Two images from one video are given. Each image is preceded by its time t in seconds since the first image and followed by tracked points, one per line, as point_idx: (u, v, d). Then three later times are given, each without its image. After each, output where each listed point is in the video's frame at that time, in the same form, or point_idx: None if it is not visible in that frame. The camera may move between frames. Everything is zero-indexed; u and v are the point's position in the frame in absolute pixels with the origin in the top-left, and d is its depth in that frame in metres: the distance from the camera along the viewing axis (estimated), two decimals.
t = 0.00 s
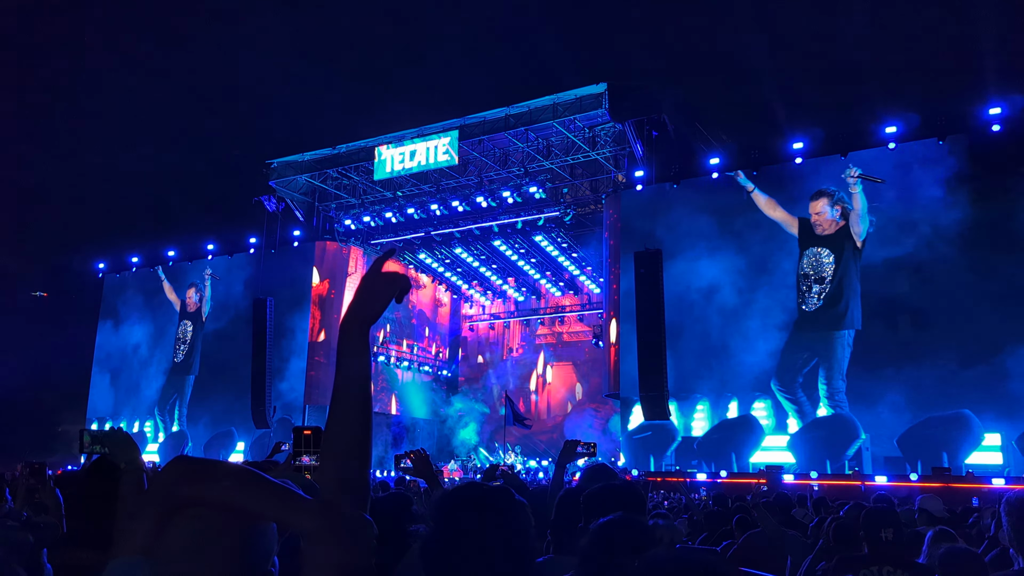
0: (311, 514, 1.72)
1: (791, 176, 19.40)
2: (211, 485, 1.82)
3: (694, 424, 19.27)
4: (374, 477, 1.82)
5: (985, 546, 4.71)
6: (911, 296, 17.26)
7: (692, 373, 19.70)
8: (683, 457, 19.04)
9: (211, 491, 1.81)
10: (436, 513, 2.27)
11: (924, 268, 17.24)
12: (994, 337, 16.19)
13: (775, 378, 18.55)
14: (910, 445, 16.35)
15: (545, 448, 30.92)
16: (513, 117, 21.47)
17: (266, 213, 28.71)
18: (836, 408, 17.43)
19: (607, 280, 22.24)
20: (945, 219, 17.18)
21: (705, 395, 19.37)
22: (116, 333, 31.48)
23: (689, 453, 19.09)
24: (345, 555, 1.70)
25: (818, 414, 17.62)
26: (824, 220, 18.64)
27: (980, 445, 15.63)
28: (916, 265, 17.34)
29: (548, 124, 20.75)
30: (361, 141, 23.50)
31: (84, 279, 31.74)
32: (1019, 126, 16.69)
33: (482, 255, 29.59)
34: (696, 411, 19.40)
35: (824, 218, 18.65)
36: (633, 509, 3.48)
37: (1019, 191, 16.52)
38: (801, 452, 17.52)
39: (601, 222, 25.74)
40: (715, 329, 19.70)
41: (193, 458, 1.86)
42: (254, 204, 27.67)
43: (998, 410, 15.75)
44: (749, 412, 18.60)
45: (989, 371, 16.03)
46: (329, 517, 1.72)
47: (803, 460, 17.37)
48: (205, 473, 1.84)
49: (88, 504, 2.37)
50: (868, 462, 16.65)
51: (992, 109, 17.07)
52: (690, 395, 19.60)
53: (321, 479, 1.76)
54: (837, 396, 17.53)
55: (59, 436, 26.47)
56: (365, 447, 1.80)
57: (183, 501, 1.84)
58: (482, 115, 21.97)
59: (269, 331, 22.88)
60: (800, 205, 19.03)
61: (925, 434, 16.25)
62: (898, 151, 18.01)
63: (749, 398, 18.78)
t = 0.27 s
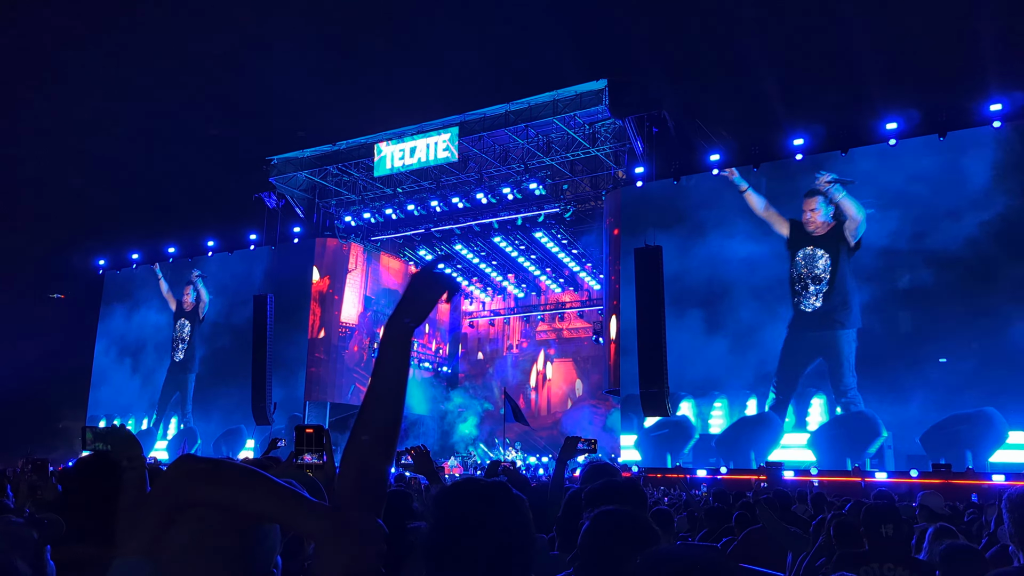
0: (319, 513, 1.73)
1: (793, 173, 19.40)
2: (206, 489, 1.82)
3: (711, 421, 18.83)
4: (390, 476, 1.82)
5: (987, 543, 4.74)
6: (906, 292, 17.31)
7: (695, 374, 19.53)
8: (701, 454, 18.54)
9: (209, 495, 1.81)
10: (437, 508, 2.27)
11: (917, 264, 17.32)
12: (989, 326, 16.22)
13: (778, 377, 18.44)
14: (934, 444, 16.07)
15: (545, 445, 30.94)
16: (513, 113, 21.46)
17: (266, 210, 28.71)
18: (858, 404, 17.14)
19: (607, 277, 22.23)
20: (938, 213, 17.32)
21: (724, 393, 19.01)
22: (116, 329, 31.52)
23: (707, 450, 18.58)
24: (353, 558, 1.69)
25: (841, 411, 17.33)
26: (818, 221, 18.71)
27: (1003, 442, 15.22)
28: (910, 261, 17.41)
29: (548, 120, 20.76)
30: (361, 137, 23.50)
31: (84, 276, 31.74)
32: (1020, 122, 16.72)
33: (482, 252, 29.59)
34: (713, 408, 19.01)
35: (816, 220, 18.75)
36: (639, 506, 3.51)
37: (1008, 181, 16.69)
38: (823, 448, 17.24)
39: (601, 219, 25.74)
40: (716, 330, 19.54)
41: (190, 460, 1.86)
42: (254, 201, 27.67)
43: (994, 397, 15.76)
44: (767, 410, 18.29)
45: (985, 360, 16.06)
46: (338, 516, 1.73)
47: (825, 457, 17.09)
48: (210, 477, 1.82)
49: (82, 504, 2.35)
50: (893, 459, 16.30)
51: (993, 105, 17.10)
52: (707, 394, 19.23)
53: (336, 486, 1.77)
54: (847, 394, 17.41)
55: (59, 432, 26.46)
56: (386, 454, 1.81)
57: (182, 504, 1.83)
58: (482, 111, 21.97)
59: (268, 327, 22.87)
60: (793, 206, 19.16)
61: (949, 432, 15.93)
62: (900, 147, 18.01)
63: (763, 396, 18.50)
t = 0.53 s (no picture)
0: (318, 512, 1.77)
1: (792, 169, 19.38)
2: (214, 481, 1.88)
3: (730, 417, 18.51)
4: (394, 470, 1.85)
5: (985, 535, 4.77)
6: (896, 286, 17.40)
7: (692, 369, 19.52)
8: (721, 450, 18.19)
9: (218, 488, 1.86)
10: (437, 503, 2.27)
11: (907, 257, 17.37)
12: (978, 320, 16.31)
13: (779, 376, 18.34)
14: (957, 439, 15.65)
15: (545, 441, 30.97)
16: (513, 109, 21.44)
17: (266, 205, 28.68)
18: (884, 401, 16.76)
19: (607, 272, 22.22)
20: (930, 208, 17.35)
21: (743, 388, 18.68)
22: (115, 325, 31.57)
23: (726, 445, 18.24)
24: (348, 552, 1.72)
25: (863, 406, 16.95)
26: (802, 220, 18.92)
27: None
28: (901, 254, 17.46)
29: (548, 116, 20.74)
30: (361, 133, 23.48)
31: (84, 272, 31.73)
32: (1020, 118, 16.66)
33: (482, 248, 29.58)
34: (732, 403, 18.69)
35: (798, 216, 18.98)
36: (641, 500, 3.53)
37: (997, 175, 16.72)
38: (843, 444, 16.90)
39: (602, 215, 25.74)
40: (715, 326, 19.52)
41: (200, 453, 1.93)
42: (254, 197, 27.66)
43: (982, 391, 15.86)
44: (788, 406, 17.94)
45: (972, 354, 16.15)
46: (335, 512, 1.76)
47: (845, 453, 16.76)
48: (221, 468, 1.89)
49: (87, 507, 2.35)
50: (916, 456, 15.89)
51: (993, 101, 17.02)
52: (725, 388, 18.93)
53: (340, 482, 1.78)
54: (847, 391, 17.34)
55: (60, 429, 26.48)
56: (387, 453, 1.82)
57: (189, 497, 1.88)
58: (482, 107, 21.96)
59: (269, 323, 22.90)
60: (774, 205, 19.37)
61: (973, 428, 15.58)
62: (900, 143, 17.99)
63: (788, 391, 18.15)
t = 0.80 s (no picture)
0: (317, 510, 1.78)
1: (790, 165, 19.41)
2: (201, 486, 1.89)
3: (743, 414, 18.43)
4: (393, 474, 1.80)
5: (986, 532, 4.75)
6: (891, 281, 17.45)
7: (692, 365, 19.57)
8: (733, 447, 18.23)
9: (207, 490, 1.88)
10: (436, 500, 2.27)
11: (902, 253, 17.42)
12: (970, 318, 16.38)
13: (782, 375, 18.30)
14: (971, 436, 15.63)
15: (546, 438, 30.97)
16: (514, 106, 21.42)
17: (267, 203, 28.67)
18: (898, 398, 16.66)
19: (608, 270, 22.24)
20: (928, 203, 17.33)
21: (756, 385, 18.58)
22: (114, 321, 31.57)
23: (738, 442, 18.27)
24: (347, 550, 1.74)
25: (876, 403, 16.86)
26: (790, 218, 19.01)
27: None
28: (897, 251, 17.50)
29: (549, 113, 20.71)
30: (361, 131, 23.46)
31: (85, 269, 31.72)
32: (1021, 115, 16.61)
33: (483, 245, 29.60)
34: (745, 399, 18.61)
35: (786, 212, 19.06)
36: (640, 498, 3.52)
37: (993, 174, 16.73)
38: (857, 441, 16.91)
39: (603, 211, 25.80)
40: (715, 322, 19.53)
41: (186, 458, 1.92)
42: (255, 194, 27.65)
43: (976, 389, 15.98)
44: (800, 403, 17.86)
45: (970, 351, 16.24)
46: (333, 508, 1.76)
47: (859, 450, 16.75)
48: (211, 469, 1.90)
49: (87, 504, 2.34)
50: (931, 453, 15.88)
51: (994, 98, 16.98)
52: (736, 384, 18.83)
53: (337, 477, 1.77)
54: (843, 389, 17.51)
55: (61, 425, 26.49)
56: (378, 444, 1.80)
57: (181, 501, 1.89)
58: (483, 104, 21.94)
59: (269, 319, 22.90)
60: (765, 201, 19.40)
61: (986, 427, 15.59)
62: (901, 140, 17.96)
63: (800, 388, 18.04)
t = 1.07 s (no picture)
0: (307, 511, 1.88)
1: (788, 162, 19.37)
2: (199, 478, 1.93)
3: (744, 413, 18.54)
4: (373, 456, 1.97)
5: (984, 531, 4.74)
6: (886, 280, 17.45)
7: (689, 364, 19.61)
8: (734, 447, 18.27)
9: (204, 484, 1.93)
10: (433, 495, 2.25)
11: (898, 252, 17.42)
12: (965, 317, 16.41)
13: (780, 376, 18.36)
14: (976, 441, 15.60)
15: (545, 437, 30.95)
16: (513, 105, 21.42)
17: (267, 201, 28.67)
18: (899, 397, 16.69)
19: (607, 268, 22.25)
20: (926, 200, 17.32)
21: (756, 384, 18.62)
22: (114, 320, 31.60)
23: (739, 442, 18.30)
24: (336, 547, 1.84)
25: (878, 403, 16.88)
26: (783, 217, 19.08)
27: None
28: (892, 249, 17.51)
29: (548, 112, 20.71)
30: (361, 129, 23.45)
31: (84, 268, 31.70)
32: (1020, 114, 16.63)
33: (482, 243, 29.59)
34: (745, 402, 18.65)
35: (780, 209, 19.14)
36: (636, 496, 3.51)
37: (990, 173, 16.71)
38: (857, 441, 17.04)
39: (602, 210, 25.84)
40: (712, 323, 19.60)
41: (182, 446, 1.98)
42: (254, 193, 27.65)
43: (974, 387, 16.01)
44: (801, 403, 17.88)
45: (969, 349, 16.24)
46: (319, 510, 1.87)
47: (860, 451, 16.88)
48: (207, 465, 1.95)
49: (83, 506, 2.33)
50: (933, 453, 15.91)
51: (994, 97, 17.02)
52: (739, 383, 18.84)
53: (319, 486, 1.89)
54: (840, 387, 17.55)
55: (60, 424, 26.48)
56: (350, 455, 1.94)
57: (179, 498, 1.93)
58: (483, 103, 21.93)
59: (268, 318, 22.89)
60: (760, 201, 19.48)
61: (991, 425, 15.61)
62: (900, 139, 17.93)
63: (803, 387, 18.03)
